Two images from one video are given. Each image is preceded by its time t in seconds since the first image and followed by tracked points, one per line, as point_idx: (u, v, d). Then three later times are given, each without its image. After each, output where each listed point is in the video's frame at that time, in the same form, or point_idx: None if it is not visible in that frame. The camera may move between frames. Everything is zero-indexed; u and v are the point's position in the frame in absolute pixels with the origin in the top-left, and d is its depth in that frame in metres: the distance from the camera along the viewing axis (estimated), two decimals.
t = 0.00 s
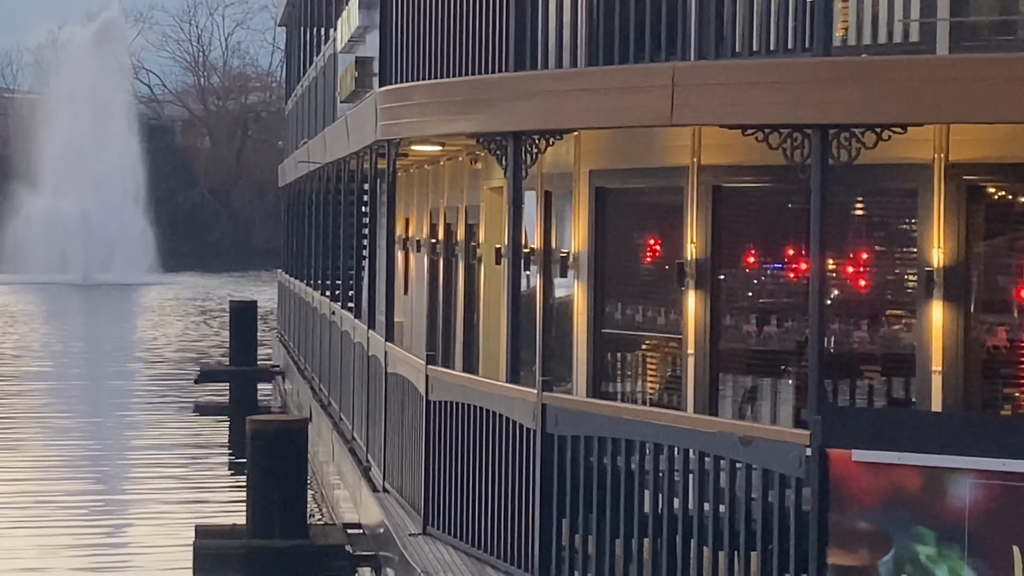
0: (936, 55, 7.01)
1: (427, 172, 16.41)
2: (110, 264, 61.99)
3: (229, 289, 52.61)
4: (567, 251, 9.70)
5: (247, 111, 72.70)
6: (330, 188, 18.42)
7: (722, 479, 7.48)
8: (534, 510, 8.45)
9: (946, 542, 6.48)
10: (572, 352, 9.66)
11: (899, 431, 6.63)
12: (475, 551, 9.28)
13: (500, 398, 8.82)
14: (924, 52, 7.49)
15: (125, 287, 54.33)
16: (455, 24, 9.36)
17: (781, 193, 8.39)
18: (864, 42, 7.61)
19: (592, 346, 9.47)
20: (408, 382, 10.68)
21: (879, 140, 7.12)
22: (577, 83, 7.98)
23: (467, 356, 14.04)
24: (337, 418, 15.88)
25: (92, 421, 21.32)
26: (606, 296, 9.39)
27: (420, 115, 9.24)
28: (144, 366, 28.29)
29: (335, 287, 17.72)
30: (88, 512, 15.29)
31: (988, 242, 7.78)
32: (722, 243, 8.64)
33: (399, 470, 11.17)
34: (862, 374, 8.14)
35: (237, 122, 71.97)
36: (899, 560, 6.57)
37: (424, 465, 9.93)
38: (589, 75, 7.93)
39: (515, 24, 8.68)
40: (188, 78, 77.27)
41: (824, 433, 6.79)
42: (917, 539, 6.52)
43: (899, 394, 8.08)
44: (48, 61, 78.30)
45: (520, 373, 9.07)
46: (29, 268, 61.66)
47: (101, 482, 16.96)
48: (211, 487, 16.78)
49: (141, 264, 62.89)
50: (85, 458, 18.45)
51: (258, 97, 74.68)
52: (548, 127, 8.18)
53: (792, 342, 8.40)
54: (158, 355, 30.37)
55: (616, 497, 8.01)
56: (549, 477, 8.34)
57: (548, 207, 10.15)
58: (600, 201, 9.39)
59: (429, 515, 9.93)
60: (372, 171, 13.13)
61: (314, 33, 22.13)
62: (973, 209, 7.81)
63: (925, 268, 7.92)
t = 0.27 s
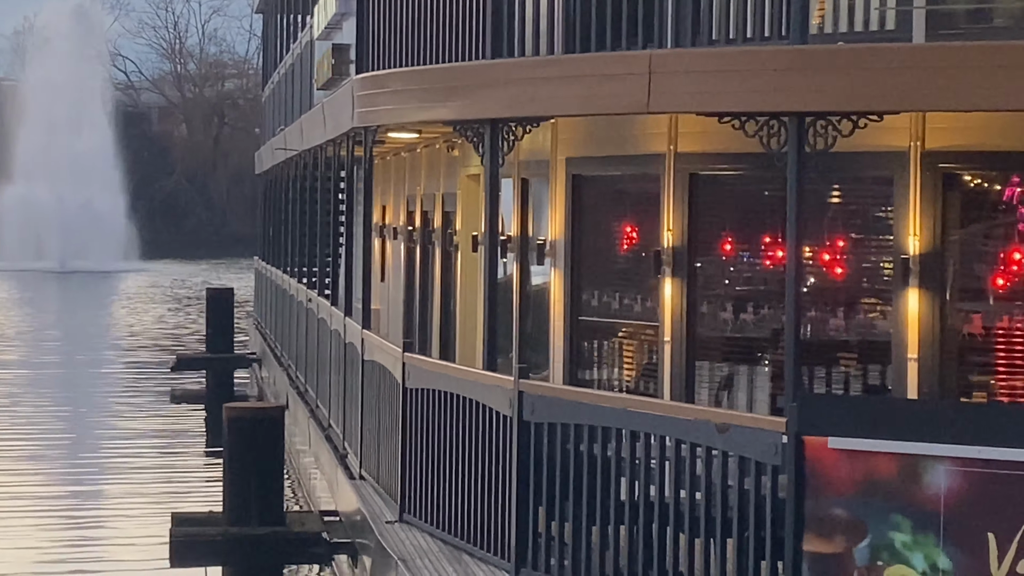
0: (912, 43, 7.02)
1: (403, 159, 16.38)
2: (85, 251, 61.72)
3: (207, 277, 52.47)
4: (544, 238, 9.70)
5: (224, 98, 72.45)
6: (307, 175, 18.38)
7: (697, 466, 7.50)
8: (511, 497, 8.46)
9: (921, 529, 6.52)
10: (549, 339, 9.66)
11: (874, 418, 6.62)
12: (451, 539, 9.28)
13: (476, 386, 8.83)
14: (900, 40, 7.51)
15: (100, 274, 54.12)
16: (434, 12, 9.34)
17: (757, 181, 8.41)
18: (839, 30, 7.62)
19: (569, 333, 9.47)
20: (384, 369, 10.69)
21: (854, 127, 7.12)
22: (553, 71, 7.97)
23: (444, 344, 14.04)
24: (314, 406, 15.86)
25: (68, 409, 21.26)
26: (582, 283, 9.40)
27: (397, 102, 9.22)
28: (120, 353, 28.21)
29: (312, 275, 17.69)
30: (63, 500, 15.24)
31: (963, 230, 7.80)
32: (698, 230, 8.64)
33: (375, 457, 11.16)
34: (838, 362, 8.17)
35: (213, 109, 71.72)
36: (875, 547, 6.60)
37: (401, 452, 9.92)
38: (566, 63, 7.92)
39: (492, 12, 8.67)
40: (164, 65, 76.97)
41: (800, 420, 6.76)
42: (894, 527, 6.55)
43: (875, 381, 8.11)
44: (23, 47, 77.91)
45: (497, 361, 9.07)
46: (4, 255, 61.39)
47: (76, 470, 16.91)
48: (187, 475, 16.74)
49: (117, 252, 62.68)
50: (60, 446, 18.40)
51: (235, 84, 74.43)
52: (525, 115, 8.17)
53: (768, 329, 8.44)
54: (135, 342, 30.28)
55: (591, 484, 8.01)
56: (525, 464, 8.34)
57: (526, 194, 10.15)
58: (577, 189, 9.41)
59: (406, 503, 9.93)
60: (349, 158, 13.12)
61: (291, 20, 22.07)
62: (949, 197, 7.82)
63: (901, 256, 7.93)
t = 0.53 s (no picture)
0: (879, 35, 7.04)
1: (373, 149, 16.35)
2: (54, 240, 61.40)
3: (176, 267, 52.29)
4: (512, 229, 9.69)
5: (193, 87, 72.18)
6: (277, 166, 18.34)
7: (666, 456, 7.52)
8: (479, 487, 8.46)
9: (889, 519, 6.55)
10: (518, 330, 9.66)
11: (840, 407, 6.64)
12: (420, 529, 9.29)
13: (445, 376, 8.84)
14: (868, 31, 7.53)
15: (69, 264, 53.87)
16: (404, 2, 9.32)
17: (727, 171, 8.43)
18: (808, 21, 7.63)
19: (538, 324, 9.48)
20: (354, 359, 10.69)
21: (823, 118, 7.13)
22: (522, 61, 7.96)
23: (414, 334, 14.02)
24: (283, 396, 15.83)
25: (35, 399, 21.16)
26: (552, 274, 9.41)
27: (366, 92, 9.20)
28: (89, 343, 28.09)
29: (281, 265, 17.65)
30: (31, 491, 15.17)
31: (931, 221, 7.85)
32: (667, 221, 8.66)
33: (344, 447, 11.16)
34: (806, 352, 8.18)
35: (182, 99, 71.43)
36: (842, 537, 6.62)
37: (370, 443, 9.93)
38: (534, 54, 7.91)
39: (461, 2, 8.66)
40: (134, 54, 76.62)
41: (768, 410, 6.76)
42: (861, 517, 6.58)
43: (842, 371, 8.11)
44: None
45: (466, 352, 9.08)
46: None
47: (44, 460, 16.84)
48: (156, 466, 16.69)
49: (86, 242, 62.41)
50: (28, 437, 18.32)
51: (204, 74, 74.15)
52: (494, 106, 8.16)
53: (737, 319, 8.47)
54: (104, 333, 30.16)
55: (560, 474, 8.02)
56: (494, 454, 8.35)
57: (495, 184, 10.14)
58: (546, 179, 9.40)
59: (375, 493, 9.93)
60: (319, 149, 13.10)
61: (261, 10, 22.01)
62: (917, 187, 7.85)
63: (869, 247, 7.95)
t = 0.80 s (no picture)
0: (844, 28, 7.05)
1: (339, 142, 16.32)
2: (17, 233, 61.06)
3: (141, 260, 52.07)
4: (478, 222, 9.69)
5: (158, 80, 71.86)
6: (242, 158, 18.27)
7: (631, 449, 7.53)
8: (445, 479, 8.46)
9: (852, 511, 6.59)
10: (484, 323, 9.67)
11: (804, 399, 6.66)
12: (385, 521, 9.28)
13: (410, 368, 8.83)
14: (832, 25, 7.55)
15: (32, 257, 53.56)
16: None
17: (692, 164, 8.43)
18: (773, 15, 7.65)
19: (504, 317, 9.49)
20: (319, 352, 10.67)
21: (788, 112, 7.14)
22: (488, 54, 7.95)
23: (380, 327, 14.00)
24: (248, 389, 15.79)
25: None
26: (518, 267, 9.42)
27: (331, 85, 9.18)
28: (53, 337, 27.95)
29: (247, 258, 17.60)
30: None
31: (895, 215, 7.88)
32: (632, 214, 8.66)
33: (309, 441, 11.14)
34: (771, 346, 8.21)
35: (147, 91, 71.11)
36: (806, 529, 6.68)
37: (336, 435, 9.92)
38: (500, 47, 7.90)
39: None
40: (98, 46, 76.24)
41: (732, 403, 6.79)
42: (825, 510, 6.62)
43: (807, 364, 8.16)
44: None
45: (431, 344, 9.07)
46: None
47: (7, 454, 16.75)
48: (120, 459, 16.62)
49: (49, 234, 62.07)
50: None
51: (169, 66, 73.84)
52: (460, 99, 8.14)
53: (703, 313, 8.49)
54: (68, 326, 30.01)
55: (526, 467, 8.03)
56: (459, 446, 8.35)
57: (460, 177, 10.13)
58: (512, 172, 9.40)
59: (341, 486, 9.92)
60: (284, 141, 13.06)
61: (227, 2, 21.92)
62: (881, 181, 7.88)
63: (833, 240, 7.99)
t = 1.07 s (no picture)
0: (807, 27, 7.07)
1: (302, 138, 16.27)
2: None
3: (103, 257, 51.82)
4: (443, 219, 9.68)
5: (121, 76, 71.53)
6: (206, 155, 18.21)
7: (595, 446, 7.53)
8: (409, 477, 8.44)
9: (815, 508, 6.62)
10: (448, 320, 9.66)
11: (768, 397, 6.67)
12: (349, 519, 9.26)
13: (375, 366, 8.82)
14: (796, 23, 7.57)
15: None
16: None
17: (656, 162, 8.44)
18: (736, 13, 7.66)
19: (468, 313, 9.49)
20: (283, 349, 10.65)
21: (752, 109, 7.16)
22: (452, 51, 7.94)
23: (343, 325, 13.97)
24: (212, 387, 15.74)
25: None
26: (482, 264, 9.43)
27: (295, 82, 9.15)
28: (15, 334, 27.80)
29: (210, 256, 17.54)
30: None
31: (858, 212, 7.91)
32: (596, 212, 8.66)
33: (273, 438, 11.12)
34: (734, 342, 8.25)
35: (109, 88, 70.76)
36: (768, 525, 6.72)
37: (300, 433, 9.89)
38: (465, 44, 7.89)
39: None
40: (61, 43, 75.85)
41: (695, 400, 6.79)
42: (788, 506, 6.66)
43: (769, 360, 8.19)
44: None
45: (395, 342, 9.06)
46: None
47: None
48: (82, 457, 16.53)
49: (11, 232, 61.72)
50: None
51: (132, 63, 73.49)
52: (425, 96, 8.13)
53: (666, 310, 8.46)
54: (30, 324, 29.85)
55: (490, 464, 8.03)
56: (423, 444, 8.34)
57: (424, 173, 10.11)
58: (476, 169, 9.40)
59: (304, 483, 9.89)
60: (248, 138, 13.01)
61: None
62: (844, 179, 7.91)
63: (797, 237, 8.02)
